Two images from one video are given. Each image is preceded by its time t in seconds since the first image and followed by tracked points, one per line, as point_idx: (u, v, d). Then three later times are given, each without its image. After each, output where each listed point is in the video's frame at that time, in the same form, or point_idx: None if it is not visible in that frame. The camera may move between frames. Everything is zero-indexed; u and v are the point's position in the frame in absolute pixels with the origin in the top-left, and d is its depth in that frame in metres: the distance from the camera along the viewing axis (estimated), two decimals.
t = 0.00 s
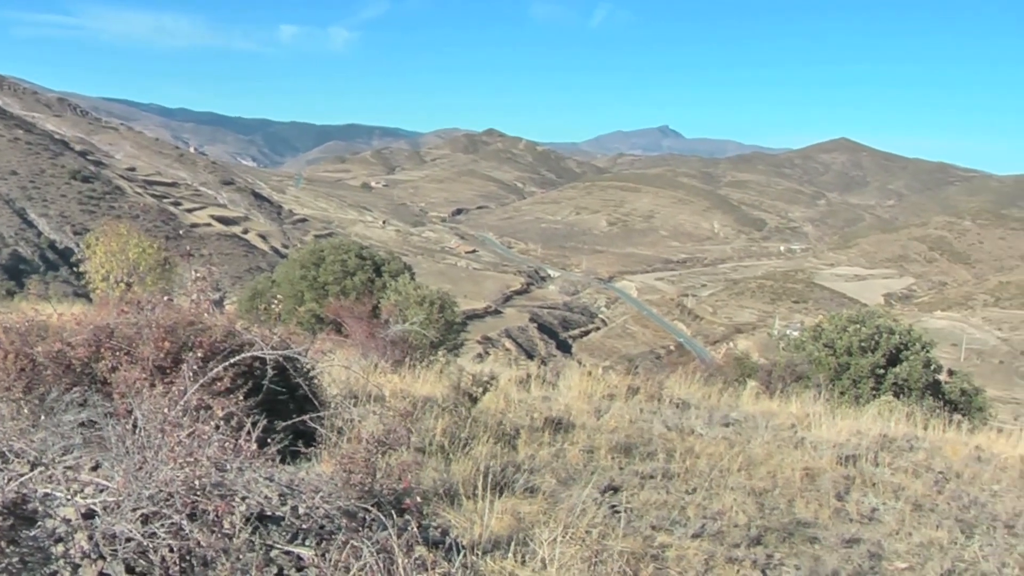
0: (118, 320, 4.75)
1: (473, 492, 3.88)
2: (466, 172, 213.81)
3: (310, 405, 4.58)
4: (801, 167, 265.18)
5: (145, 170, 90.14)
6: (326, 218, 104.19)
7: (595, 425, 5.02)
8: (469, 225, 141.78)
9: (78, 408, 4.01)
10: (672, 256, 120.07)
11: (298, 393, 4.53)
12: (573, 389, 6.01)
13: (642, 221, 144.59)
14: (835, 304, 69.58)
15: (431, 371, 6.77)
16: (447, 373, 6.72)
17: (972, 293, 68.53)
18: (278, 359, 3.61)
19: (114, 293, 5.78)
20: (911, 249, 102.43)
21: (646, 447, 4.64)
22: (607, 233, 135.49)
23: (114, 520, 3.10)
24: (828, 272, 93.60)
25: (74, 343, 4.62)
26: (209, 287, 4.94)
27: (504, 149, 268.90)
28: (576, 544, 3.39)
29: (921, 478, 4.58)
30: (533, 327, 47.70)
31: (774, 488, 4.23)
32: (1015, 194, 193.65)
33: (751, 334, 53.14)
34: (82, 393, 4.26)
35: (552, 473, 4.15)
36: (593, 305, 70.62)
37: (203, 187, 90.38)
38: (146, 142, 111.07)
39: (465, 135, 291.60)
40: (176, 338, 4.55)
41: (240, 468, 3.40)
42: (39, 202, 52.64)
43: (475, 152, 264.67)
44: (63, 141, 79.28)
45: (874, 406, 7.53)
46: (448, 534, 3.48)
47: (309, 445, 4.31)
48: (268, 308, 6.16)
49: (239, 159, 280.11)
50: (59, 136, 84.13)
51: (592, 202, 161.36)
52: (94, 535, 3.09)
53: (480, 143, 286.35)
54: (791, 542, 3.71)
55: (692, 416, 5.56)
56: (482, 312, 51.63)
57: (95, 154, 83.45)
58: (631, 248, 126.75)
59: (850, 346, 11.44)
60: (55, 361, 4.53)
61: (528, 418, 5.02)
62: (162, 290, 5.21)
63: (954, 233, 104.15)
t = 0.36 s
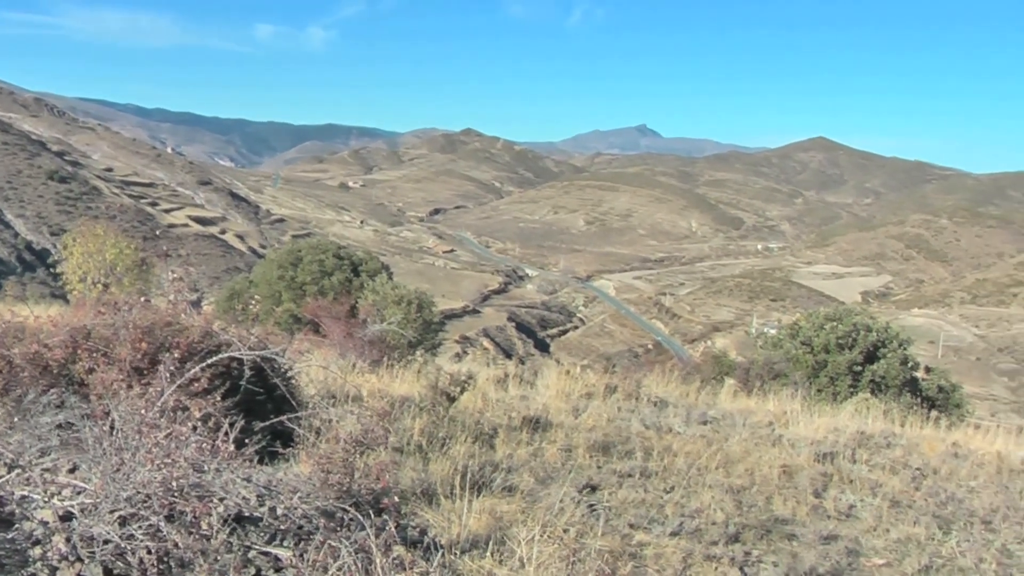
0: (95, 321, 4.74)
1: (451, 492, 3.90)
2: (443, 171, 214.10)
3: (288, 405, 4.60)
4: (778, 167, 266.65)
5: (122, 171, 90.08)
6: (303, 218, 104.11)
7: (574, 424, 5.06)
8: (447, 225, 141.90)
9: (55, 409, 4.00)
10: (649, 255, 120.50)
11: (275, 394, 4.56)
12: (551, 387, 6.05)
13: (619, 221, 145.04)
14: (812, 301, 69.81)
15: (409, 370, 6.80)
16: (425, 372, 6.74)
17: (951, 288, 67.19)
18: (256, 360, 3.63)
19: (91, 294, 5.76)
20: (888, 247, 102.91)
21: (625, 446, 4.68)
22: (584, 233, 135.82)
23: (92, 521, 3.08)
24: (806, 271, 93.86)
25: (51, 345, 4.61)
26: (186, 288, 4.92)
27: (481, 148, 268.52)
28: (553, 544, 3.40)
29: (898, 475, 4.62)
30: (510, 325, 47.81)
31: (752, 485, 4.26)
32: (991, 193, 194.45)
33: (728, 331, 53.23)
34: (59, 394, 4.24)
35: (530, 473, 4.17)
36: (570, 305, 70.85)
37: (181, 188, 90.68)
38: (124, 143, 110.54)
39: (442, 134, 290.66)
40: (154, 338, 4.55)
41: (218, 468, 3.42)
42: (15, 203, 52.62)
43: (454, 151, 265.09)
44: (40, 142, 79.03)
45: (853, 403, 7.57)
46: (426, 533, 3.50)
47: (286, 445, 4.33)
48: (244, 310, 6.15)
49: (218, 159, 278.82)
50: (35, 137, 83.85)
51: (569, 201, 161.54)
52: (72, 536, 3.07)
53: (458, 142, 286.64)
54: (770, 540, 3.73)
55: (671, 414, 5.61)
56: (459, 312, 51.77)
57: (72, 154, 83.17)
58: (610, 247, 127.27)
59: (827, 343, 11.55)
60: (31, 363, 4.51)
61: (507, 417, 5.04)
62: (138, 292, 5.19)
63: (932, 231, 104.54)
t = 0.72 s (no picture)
0: (72, 318, 4.75)
1: (428, 489, 3.94)
2: (422, 168, 214.21)
3: (266, 404, 4.65)
4: (754, 167, 267.62)
5: (100, 168, 89.82)
6: (281, 216, 103.89)
7: (552, 423, 5.13)
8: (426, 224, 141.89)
9: (33, 406, 3.99)
10: (627, 254, 120.86)
11: (253, 392, 4.61)
12: (529, 386, 6.12)
13: (597, 220, 145.35)
14: (790, 301, 70.03)
15: (388, 368, 6.85)
16: (403, 370, 6.83)
17: (928, 288, 67.10)
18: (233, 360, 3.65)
19: (68, 292, 5.77)
20: (865, 247, 103.31)
21: (602, 445, 4.75)
22: (563, 231, 136.09)
23: (67, 520, 3.06)
24: (784, 270, 94.10)
25: (28, 342, 4.61)
26: (165, 286, 4.93)
27: (460, 147, 268.46)
28: (531, 541, 3.42)
29: (874, 474, 4.70)
30: (489, 324, 47.98)
31: (729, 484, 4.30)
32: (967, 194, 194.91)
33: (706, 330, 53.38)
34: (36, 392, 4.24)
35: (508, 472, 4.22)
36: (548, 303, 71.03)
37: (159, 185, 90.49)
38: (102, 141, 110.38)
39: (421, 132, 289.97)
40: (131, 336, 4.55)
41: (194, 466, 3.42)
42: None
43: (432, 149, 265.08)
44: (17, 138, 78.60)
45: (829, 402, 7.70)
46: (402, 531, 3.52)
47: (264, 443, 4.38)
48: (222, 309, 6.18)
49: (195, 155, 277.13)
50: (13, 133, 83.34)
51: (548, 200, 161.60)
52: (48, 534, 3.04)
53: (437, 141, 286.45)
54: (745, 538, 3.76)
55: (648, 413, 5.71)
56: (436, 310, 51.96)
57: (50, 151, 82.71)
58: (589, 245, 127.53)
59: (805, 343, 11.72)
60: (9, 360, 4.51)
61: (485, 416, 5.11)
62: (116, 289, 5.20)
63: (909, 231, 104.79)
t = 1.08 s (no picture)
0: (54, 318, 4.78)
1: (408, 487, 3.97)
2: (404, 167, 213.67)
3: (246, 401, 4.72)
4: (737, 165, 267.80)
5: (82, 167, 89.43)
6: (263, 214, 103.57)
7: (533, 422, 5.16)
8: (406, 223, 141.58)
9: (12, 406, 3.98)
10: (609, 253, 120.98)
11: (233, 391, 4.65)
12: (510, 384, 6.16)
13: (579, 218, 145.32)
14: (771, 300, 70.14)
15: (370, 368, 6.86)
16: (383, 370, 6.86)
17: (908, 286, 67.06)
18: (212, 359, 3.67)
19: (48, 291, 5.77)
20: (847, 246, 103.36)
21: (583, 444, 4.79)
22: (545, 230, 136.10)
23: (46, 520, 3.05)
24: (765, 269, 94.15)
25: (6, 342, 4.61)
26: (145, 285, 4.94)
27: (440, 145, 267.65)
28: (511, 539, 3.43)
29: (855, 471, 4.74)
30: (470, 323, 48.06)
31: (710, 482, 4.33)
32: (946, 192, 194.90)
33: (687, 330, 53.41)
34: (15, 391, 4.24)
35: (487, 470, 4.26)
36: (530, 302, 71.06)
37: (141, 184, 90.27)
38: (83, 140, 109.81)
39: (402, 130, 289.03)
40: (111, 336, 4.55)
41: (175, 465, 3.44)
42: None
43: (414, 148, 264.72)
44: None
45: (809, 400, 7.73)
46: (382, 530, 3.53)
47: (244, 442, 4.41)
48: (203, 306, 6.17)
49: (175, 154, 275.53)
50: None
51: (530, 198, 161.34)
52: (27, 535, 3.02)
53: (418, 139, 285.84)
54: (725, 535, 3.78)
55: (629, 411, 5.76)
56: (418, 309, 52.02)
57: (30, 150, 82.21)
58: (571, 245, 127.54)
59: (786, 342, 11.63)
60: None
61: (465, 414, 5.15)
62: (95, 289, 5.21)
63: (890, 230, 104.88)
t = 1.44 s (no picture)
0: (33, 320, 4.76)
1: (391, 488, 3.98)
2: (386, 167, 213.26)
3: (227, 403, 4.75)
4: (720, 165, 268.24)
5: (63, 167, 88.88)
6: (245, 215, 103.02)
7: (516, 422, 5.18)
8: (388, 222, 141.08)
9: None
10: (592, 252, 120.94)
11: (215, 391, 4.69)
12: (492, 384, 6.17)
13: (561, 218, 145.30)
14: (752, 298, 70.23)
15: (351, 368, 6.87)
16: (366, 369, 6.87)
17: (889, 284, 67.23)
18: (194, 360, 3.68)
19: (28, 292, 5.75)
20: (827, 245, 103.42)
21: (565, 443, 4.82)
22: (528, 229, 136.03)
23: (29, 522, 3.04)
24: (746, 268, 94.30)
25: None
26: (126, 286, 4.94)
27: (421, 144, 266.92)
28: (494, 539, 3.43)
29: (835, 469, 4.77)
30: (452, 322, 47.96)
31: (692, 481, 4.35)
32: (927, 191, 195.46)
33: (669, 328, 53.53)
34: None
35: (470, 469, 4.27)
36: (512, 302, 70.99)
37: (122, 184, 89.81)
38: (64, 140, 109.06)
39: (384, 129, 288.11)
40: (93, 335, 4.57)
41: (158, 467, 3.43)
42: None
43: (396, 148, 264.10)
44: None
45: (790, 398, 7.81)
46: (365, 530, 3.54)
47: (226, 443, 4.42)
48: (185, 305, 6.16)
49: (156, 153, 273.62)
50: None
51: (512, 198, 161.21)
52: (9, 537, 3.02)
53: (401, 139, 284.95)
54: (707, 534, 3.80)
55: (612, 411, 5.79)
56: (400, 309, 51.92)
57: (9, 149, 81.49)
58: (553, 244, 127.48)
59: (767, 341, 11.85)
60: None
61: (448, 414, 5.16)
62: (78, 290, 5.20)
63: (871, 229, 105.19)
